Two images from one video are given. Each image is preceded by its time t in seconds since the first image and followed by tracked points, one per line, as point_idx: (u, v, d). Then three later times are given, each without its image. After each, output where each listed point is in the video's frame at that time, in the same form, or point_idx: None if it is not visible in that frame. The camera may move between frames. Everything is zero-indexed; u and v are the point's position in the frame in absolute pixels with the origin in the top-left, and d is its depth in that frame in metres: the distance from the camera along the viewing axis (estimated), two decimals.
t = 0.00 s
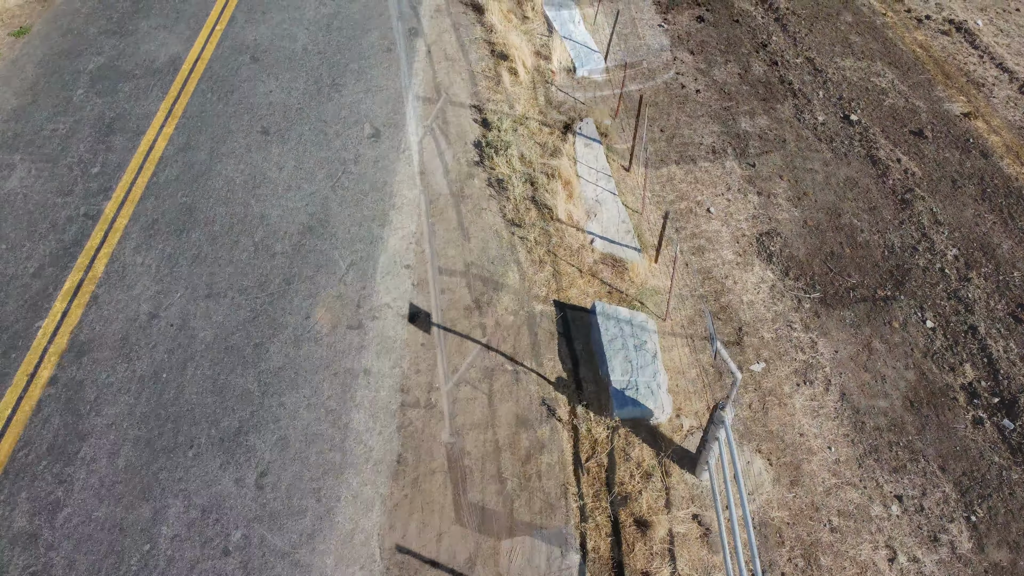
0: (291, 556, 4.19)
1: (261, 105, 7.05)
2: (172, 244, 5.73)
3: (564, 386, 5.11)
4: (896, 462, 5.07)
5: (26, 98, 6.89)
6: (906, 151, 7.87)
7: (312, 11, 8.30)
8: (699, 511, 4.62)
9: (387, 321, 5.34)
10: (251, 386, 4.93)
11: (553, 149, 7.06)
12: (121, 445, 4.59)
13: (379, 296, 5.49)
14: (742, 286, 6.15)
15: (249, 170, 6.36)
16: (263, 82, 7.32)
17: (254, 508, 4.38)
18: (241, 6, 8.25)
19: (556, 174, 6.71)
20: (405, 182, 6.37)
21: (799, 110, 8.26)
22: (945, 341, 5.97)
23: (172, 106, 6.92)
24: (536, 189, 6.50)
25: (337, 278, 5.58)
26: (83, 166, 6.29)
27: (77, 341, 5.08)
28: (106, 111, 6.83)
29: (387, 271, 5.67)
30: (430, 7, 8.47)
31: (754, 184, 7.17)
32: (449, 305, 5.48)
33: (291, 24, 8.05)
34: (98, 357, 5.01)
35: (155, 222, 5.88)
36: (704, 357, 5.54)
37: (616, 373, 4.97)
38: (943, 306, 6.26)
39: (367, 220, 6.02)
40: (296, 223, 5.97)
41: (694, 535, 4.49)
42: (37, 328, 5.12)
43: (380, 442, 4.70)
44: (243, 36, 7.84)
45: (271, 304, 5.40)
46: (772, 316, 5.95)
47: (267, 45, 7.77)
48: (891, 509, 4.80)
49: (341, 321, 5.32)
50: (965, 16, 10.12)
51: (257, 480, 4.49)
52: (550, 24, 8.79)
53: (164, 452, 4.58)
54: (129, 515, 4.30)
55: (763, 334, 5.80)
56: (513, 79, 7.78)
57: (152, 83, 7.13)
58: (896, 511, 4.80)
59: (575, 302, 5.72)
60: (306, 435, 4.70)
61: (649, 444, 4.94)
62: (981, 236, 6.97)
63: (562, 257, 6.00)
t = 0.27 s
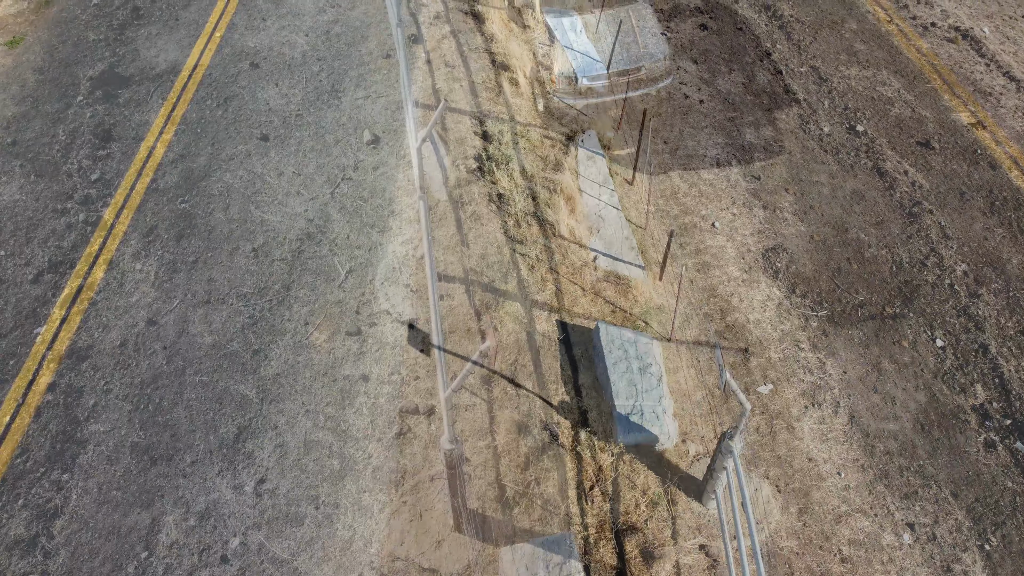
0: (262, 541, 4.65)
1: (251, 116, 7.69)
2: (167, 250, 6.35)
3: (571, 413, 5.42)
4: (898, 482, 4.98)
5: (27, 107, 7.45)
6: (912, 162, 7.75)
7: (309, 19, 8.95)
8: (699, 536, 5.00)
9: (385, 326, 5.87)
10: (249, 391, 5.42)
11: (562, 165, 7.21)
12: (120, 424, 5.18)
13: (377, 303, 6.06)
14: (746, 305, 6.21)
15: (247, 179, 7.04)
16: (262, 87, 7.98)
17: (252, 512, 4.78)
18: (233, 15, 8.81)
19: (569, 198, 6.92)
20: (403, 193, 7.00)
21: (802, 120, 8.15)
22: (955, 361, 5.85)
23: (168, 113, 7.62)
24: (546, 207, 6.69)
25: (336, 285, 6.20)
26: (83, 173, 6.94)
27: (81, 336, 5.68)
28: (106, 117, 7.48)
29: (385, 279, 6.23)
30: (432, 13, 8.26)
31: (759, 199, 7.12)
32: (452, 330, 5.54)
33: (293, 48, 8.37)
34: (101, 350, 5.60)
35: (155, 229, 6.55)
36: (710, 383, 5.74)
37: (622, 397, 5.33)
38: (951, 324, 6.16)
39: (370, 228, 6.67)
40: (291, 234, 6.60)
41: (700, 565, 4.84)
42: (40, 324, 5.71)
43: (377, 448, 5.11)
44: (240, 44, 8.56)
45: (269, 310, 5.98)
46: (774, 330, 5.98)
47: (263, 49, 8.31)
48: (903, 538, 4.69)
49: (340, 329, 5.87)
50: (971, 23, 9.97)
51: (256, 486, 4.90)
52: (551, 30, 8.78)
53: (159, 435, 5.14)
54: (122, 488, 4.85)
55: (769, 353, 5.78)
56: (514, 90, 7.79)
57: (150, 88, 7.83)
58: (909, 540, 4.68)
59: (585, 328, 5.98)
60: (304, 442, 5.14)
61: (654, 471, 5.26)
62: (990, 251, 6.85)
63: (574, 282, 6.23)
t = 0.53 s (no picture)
0: (259, 553, 5.98)
1: (249, 125, 8.93)
2: (167, 262, 7.81)
3: (570, 429, 6.37)
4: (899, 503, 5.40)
5: (26, 117, 8.58)
6: (918, 173, 7.82)
7: (306, 30, 10.05)
8: (670, 531, 5.74)
9: (386, 338, 7.37)
10: (247, 403, 6.85)
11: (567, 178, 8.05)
12: (120, 434, 6.57)
13: (377, 315, 7.54)
14: (751, 322, 6.70)
15: (245, 191, 8.39)
16: (260, 99, 9.19)
17: (252, 526, 6.12)
18: (233, 32, 9.90)
19: (564, 216, 7.77)
20: (400, 204, 8.39)
21: (802, 134, 8.27)
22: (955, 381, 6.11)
23: (169, 135, 8.77)
24: (547, 223, 7.67)
25: (335, 295, 7.69)
26: (82, 184, 8.26)
27: (85, 344, 7.13)
28: (105, 130, 8.69)
29: (385, 289, 7.74)
30: (429, 26, 9.23)
31: (763, 222, 7.48)
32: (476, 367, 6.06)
33: (307, 78, 9.46)
34: (100, 361, 7.03)
35: (154, 240, 7.97)
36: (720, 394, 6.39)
37: (622, 413, 6.17)
38: (960, 344, 6.38)
39: (370, 237, 8.13)
40: (289, 246, 8.02)
41: None
42: (39, 335, 7.12)
43: (376, 460, 6.50)
44: (238, 53, 9.64)
45: (270, 322, 7.45)
46: (776, 349, 6.45)
47: (265, 62, 9.58)
48: (915, 567, 5.09)
49: (338, 340, 7.35)
50: (976, 30, 9.72)
51: (254, 498, 6.27)
52: (553, 31, 8.05)
53: (159, 444, 6.56)
54: (119, 501, 6.19)
55: (776, 376, 6.23)
56: (514, 103, 8.62)
57: (154, 102, 9.04)
58: (920, 568, 5.09)
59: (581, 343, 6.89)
60: (301, 455, 6.54)
61: (659, 493, 5.96)
62: (994, 268, 6.95)
63: (578, 299, 7.15)
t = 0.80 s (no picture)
0: (257, 571, 5.93)
1: (249, 143, 8.88)
2: (166, 278, 7.74)
3: (570, 446, 6.49)
4: (899, 522, 5.79)
5: (26, 134, 8.54)
6: (921, 188, 7.90)
7: (306, 47, 9.98)
8: (669, 536, 5.91)
9: (383, 355, 7.30)
10: (247, 420, 6.80)
11: (567, 192, 8.29)
12: (117, 452, 6.52)
13: (377, 332, 7.46)
14: (751, 339, 7.00)
15: (246, 208, 8.33)
16: (260, 116, 9.13)
17: (248, 544, 6.09)
18: (233, 50, 9.85)
19: (565, 233, 7.99)
20: (398, 221, 8.30)
21: (800, 151, 8.36)
22: (951, 398, 6.43)
23: (169, 151, 8.72)
24: (549, 238, 7.95)
25: (334, 311, 7.62)
26: (82, 201, 8.21)
27: (82, 362, 7.07)
28: (105, 146, 8.64)
29: (384, 305, 7.66)
30: (428, 44, 9.68)
31: (769, 242, 7.66)
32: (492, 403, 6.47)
33: (308, 95, 9.41)
34: (98, 379, 6.97)
35: (154, 255, 7.90)
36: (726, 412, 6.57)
37: (623, 431, 6.59)
38: (963, 361, 6.64)
39: (370, 254, 8.05)
40: (289, 262, 7.96)
41: None
42: (37, 352, 7.08)
43: (374, 477, 6.50)
44: (239, 70, 9.60)
45: (269, 339, 7.37)
46: (783, 371, 6.75)
47: (265, 79, 9.53)
48: None
49: (338, 356, 7.29)
50: (983, 39, 9.54)
51: (251, 516, 6.24)
52: (551, 47, 8.00)
53: (156, 462, 6.50)
54: (116, 518, 6.15)
55: (781, 398, 6.58)
56: (516, 126, 8.89)
57: (155, 119, 9.00)
58: None
59: (580, 361, 7.07)
60: (300, 472, 6.51)
61: (658, 513, 6.05)
62: (986, 283, 7.15)
63: (576, 315, 7.38)
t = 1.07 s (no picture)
0: None
1: (249, 161, 8.85)
2: (166, 295, 7.68)
3: (571, 463, 6.40)
4: (907, 546, 5.82)
5: (27, 152, 8.56)
6: (918, 206, 7.84)
7: (307, 66, 9.97)
8: (671, 557, 5.90)
9: (382, 372, 7.20)
10: (245, 439, 6.68)
11: (567, 209, 8.25)
12: (115, 470, 6.42)
13: (376, 350, 7.36)
14: (749, 357, 7.03)
15: (246, 225, 8.28)
16: (261, 134, 9.12)
17: (246, 564, 5.97)
18: (234, 70, 9.86)
19: (566, 251, 7.93)
20: (398, 239, 8.22)
21: (798, 167, 8.33)
22: (950, 414, 6.46)
23: (169, 168, 8.70)
24: (549, 255, 7.90)
25: (334, 329, 7.52)
26: (82, 219, 8.19)
27: (81, 379, 7.01)
28: (106, 164, 8.64)
29: (383, 323, 7.56)
30: (427, 63, 9.70)
31: (769, 258, 7.69)
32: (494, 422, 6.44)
33: (307, 113, 9.39)
34: (96, 397, 6.89)
35: (154, 273, 7.85)
36: (725, 428, 6.59)
37: (624, 449, 6.52)
38: (964, 380, 6.64)
39: (370, 271, 7.98)
40: (289, 279, 7.89)
41: None
42: (36, 370, 7.03)
43: (374, 496, 6.36)
44: (240, 89, 9.61)
45: (268, 356, 7.28)
46: (784, 389, 6.78)
47: (266, 97, 9.54)
48: None
49: (336, 374, 7.18)
50: (989, 46, 9.28)
51: (249, 536, 6.13)
52: (550, 65, 8.00)
53: (154, 481, 6.39)
54: (113, 538, 6.05)
55: (783, 419, 6.61)
56: (517, 142, 8.88)
57: (155, 137, 9.00)
58: None
59: (581, 379, 6.98)
60: (299, 490, 6.39)
61: (661, 535, 6.02)
62: (984, 302, 7.11)
63: (577, 331, 7.31)
